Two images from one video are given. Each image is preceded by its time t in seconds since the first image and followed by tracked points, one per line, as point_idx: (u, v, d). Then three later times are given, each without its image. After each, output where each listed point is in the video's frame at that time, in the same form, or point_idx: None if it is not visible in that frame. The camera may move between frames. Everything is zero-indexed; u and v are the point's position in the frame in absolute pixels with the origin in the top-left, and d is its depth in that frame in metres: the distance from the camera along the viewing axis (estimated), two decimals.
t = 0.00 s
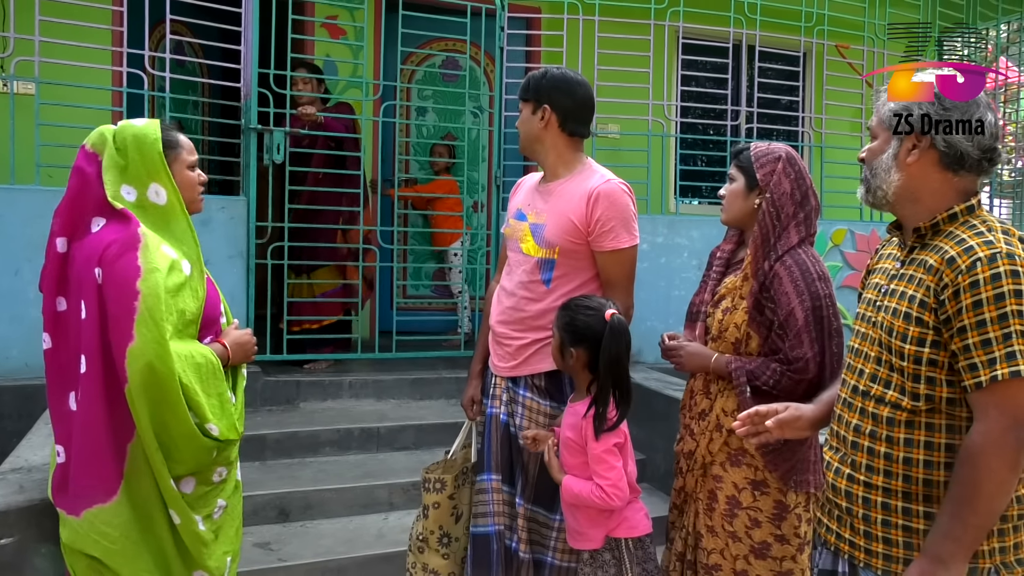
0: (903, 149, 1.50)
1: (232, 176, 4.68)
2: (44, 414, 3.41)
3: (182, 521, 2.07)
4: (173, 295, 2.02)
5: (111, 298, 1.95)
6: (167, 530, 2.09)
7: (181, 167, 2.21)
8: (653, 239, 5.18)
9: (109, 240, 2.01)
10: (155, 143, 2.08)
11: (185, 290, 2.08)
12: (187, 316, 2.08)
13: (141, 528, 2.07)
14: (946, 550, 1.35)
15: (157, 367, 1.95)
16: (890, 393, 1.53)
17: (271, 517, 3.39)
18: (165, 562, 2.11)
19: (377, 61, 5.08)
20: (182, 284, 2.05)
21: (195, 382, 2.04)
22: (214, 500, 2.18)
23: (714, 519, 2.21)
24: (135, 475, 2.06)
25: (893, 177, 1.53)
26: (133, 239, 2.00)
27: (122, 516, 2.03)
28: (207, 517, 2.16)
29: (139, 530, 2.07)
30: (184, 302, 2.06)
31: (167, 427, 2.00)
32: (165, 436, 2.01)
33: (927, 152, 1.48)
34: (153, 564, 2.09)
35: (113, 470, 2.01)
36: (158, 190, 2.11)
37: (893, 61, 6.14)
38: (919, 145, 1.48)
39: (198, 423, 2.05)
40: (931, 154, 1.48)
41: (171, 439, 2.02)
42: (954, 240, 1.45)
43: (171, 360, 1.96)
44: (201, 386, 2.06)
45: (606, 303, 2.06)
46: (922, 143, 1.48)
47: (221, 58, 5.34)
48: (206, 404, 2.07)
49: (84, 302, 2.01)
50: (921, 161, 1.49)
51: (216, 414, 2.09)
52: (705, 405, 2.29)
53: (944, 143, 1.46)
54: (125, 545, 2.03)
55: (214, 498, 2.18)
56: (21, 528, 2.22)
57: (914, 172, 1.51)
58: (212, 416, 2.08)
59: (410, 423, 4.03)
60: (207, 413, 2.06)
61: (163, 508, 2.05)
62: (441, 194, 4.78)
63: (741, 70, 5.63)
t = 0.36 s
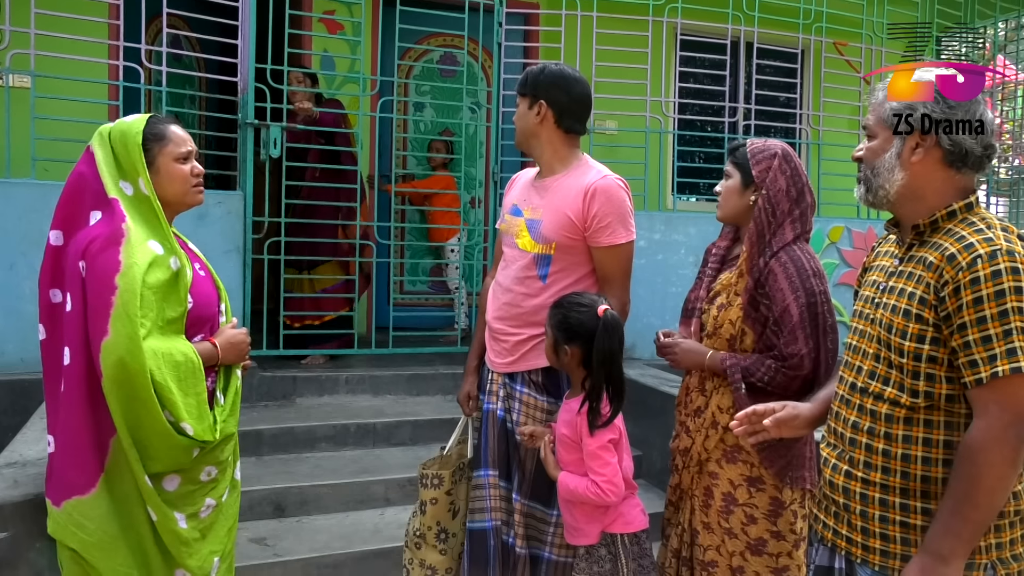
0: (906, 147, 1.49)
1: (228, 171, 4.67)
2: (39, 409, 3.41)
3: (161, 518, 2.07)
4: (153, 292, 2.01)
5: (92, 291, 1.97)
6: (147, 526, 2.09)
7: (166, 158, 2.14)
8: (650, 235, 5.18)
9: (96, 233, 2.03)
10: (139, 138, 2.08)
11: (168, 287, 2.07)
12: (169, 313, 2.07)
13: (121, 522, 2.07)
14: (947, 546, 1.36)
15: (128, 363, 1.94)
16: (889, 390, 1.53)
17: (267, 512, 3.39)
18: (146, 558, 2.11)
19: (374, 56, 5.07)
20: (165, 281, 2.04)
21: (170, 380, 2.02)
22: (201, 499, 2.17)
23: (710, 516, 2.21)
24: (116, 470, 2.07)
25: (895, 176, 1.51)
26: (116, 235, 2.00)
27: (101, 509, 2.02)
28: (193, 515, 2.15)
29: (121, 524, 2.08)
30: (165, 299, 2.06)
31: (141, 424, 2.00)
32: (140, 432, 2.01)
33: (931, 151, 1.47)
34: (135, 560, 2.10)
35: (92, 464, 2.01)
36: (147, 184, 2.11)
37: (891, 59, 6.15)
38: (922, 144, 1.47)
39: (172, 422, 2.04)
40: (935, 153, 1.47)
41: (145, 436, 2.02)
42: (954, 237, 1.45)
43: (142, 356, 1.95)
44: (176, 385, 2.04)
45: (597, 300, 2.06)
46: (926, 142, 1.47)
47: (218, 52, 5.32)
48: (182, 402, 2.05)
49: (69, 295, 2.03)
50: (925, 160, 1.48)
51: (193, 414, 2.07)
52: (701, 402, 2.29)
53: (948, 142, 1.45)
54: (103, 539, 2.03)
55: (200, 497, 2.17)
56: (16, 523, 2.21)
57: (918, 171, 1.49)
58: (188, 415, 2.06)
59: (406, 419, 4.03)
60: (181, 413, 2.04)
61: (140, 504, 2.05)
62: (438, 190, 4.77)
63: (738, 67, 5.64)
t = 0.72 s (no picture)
0: (901, 146, 1.49)
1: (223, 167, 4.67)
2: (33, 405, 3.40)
3: (145, 513, 2.07)
4: (135, 289, 2.01)
5: (76, 286, 1.98)
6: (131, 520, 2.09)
7: (160, 156, 2.11)
8: (645, 232, 5.18)
9: (86, 229, 2.04)
10: (132, 135, 2.09)
11: (155, 284, 2.07)
12: (154, 310, 2.07)
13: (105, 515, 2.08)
14: (945, 543, 1.36)
15: (103, 359, 1.95)
16: (886, 387, 1.52)
17: (263, 508, 3.39)
18: (129, 553, 2.11)
19: (370, 52, 5.06)
20: (149, 278, 2.04)
21: (148, 376, 2.01)
22: (191, 497, 2.17)
23: (705, 513, 2.22)
24: (100, 463, 2.08)
25: (892, 174, 1.51)
26: (103, 231, 2.01)
27: (83, 501, 2.04)
28: (182, 512, 2.15)
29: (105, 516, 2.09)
30: (150, 296, 2.05)
31: (120, 420, 2.00)
32: (119, 427, 2.01)
33: (927, 148, 1.48)
34: (120, 554, 2.10)
35: (77, 457, 2.03)
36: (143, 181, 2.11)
37: (887, 57, 6.16)
38: (918, 142, 1.48)
39: (151, 418, 2.03)
40: (931, 150, 1.47)
41: (124, 431, 2.01)
42: (952, 234, 1.45)
43: (118, 352, 1.96)
44: (155, 382, 2.03)
45: (592, 294, 2.06)
46: (922, 140, 1.47)
47: (213, 48, 5.31)
48: (160, 399, 2.04)
49: (62, 289, 2.05)
50: (921, 158, 1.49)
51: (172, 412, 2.06)
52: (695, 400, 2.29)
53: (945, 141, 1.46)
54: (85, 531, 2.04)
55: (191, 495, 2.17)
56: (9, 520, 2.21)
57: (915, 169, 1.50)
58: (166, 412, 2.04)
59: (401, 415, 4.04)
60: (159, 410, 2.03)
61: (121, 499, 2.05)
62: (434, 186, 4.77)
63: (734, 64, 5.64)
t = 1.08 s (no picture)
0: (902, 144, 1.49)
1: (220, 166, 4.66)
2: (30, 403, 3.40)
3: (138, 509, 2.08)
4: (127, 288, 2.01)
5: (72, 284, 2.00)
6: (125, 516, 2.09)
7: (164, 157, 2.13)
8: (642, 230, 5.18)
9: (86, 228, 2.06)
10: (136, 136, 2.10)
11: (149, 283, 2.06)
12: (149, 309, 2.07)
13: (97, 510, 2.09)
14: (942, 541, 1.36)
15: (91, 358, 1.96)
16: (886, 385, 1.52)
17: (260, 507, 3.39)
18: (123, 549, 2.11)
19: (366, 50, 5.06)
20: (142, 277, 2.03)
21: (136, 374, 2.01)
22: (189, 495, 2.17)
23: (701, 510, 2.22)
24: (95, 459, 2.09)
25: (893, 172, 1.51)
26: (99, 230, 2.02)
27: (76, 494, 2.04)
28: (178, 509, 2.16)
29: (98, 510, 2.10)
30: (143, 295, 2.05)
31: (110, 417, 2.01)
32: (110, 423, 2.02)
33: (927, 146, 1.48)
34: (114, 550, 2.10)
35: (73, 451, 2.03)
36: (146, 181, 2.13)
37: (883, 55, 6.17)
38: (918, 141, 1.48)
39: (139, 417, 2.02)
40: (931, 148, 1.47)
41: (115, 428, 2.02)
42: (954, 233, 1.45)
43: (105, 350, 1.96)
44: (144, 381, 2.03)
45: (591, 290, 2.07)
46: (921, 139, 1.47)
47: (210, 46, 5.30)
48: (148, 398, 2.03)
49: (63, 287, 2.08)
50: (921, 156, 1.49)
51: (160, 410, 2.04)
52: (691, 398, 2.29)
53: (946, 139, 1.45)
54: (77, 524, 2.04)
55: (188, 492, 2.17)
56: (6, 518, 2.20)
57: (915, 167, 1.50)
58: (154, 411, 2.03)
59: (399, 414, 4.04)
60: (147, 408, 2.02)
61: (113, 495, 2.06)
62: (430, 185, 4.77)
63: (731, 62, 5.65)
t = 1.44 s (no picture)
0: (906, 143, 1.49)
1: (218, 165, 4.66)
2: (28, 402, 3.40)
3: (135, 506, 2.10)
4: (124, 287, 2.02)
5: (73, 284, 2.03)
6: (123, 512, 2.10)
7: (172, 158, 2.14)
8: (640, 229, 5.18)
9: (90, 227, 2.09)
10: (144, 138, 2.12)
11: (148, 282, 2.06)
12: (148, 308, 2.07)
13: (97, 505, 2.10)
14: (945, 539, 1.35)
15: (86, 355, 1.98)
16: (890, 383, 1.52)
17: (258, 505, 3.39)
18: (122, 545, 2.12)
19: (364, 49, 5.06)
20: (140, 276, 2.04)
21: (131, 372, 2.02)
22: (189, 493, 2.17)
23: (696, 508, 2.22)
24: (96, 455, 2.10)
25: (897, 170, 1.51)
26: (100, 230, 2.05)
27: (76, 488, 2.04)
28: (178, 507, 2.16)
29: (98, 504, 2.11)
30: (142, 294, 2.06)
31: (107, 414, 2.02)
32: (107, 420, 2.03)
33: (931, 144, 1.47)
34: (112, 546, 2.11)
35: (74, 445, 2.04)
36: (152, 182, 2.14)
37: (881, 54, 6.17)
38: (923, 139, 1.47)
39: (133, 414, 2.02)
40: (936, 146, 1.46)
41: (111, 425, 2.03)
42: (959, 231, 1.44)
43: (100, 348, 1.98)
44: (140, 379, 2.03)
45: (588, 292, 2.08)
46: (925, 137, 1.46)
47: (207, 45, 5.30)
48: (143, 396, 2.04)
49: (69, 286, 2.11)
50: (925, 154, 1.48)
51: (155, 408, 2.05)
52: (688, 395, 2.29)
53: (951, 138, 1.44)
54: (76, 518, 2.04)
55: (188, 491, 2.17)
56: (4, 517, 2.20)
57: (919, 166, 1.49)
58: (148, 408, 2.03)
59: (396, 413, 4.04)
60: (142, 405, 2.02)
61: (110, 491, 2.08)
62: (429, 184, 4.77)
63: (729, 61, 5.65)
